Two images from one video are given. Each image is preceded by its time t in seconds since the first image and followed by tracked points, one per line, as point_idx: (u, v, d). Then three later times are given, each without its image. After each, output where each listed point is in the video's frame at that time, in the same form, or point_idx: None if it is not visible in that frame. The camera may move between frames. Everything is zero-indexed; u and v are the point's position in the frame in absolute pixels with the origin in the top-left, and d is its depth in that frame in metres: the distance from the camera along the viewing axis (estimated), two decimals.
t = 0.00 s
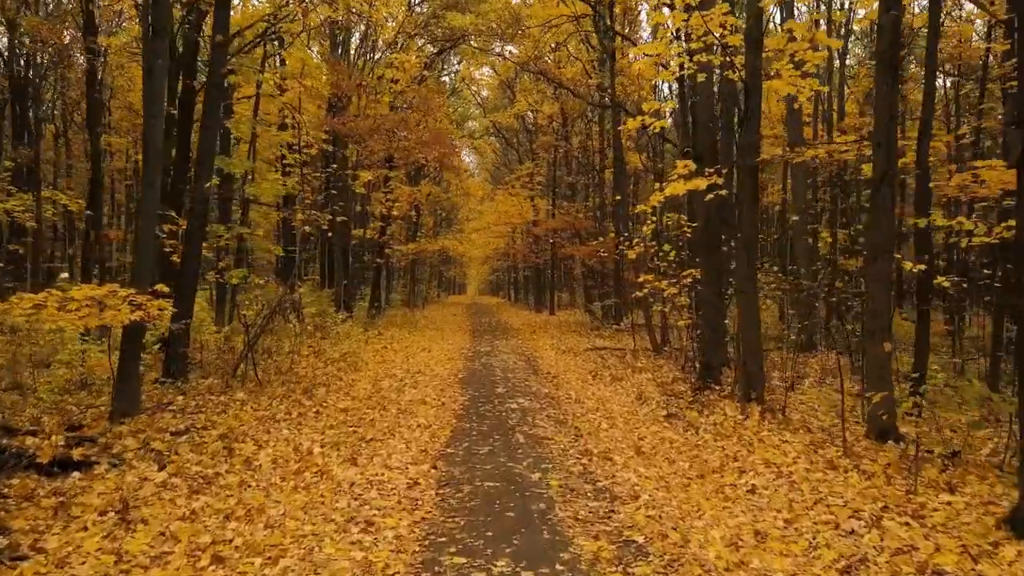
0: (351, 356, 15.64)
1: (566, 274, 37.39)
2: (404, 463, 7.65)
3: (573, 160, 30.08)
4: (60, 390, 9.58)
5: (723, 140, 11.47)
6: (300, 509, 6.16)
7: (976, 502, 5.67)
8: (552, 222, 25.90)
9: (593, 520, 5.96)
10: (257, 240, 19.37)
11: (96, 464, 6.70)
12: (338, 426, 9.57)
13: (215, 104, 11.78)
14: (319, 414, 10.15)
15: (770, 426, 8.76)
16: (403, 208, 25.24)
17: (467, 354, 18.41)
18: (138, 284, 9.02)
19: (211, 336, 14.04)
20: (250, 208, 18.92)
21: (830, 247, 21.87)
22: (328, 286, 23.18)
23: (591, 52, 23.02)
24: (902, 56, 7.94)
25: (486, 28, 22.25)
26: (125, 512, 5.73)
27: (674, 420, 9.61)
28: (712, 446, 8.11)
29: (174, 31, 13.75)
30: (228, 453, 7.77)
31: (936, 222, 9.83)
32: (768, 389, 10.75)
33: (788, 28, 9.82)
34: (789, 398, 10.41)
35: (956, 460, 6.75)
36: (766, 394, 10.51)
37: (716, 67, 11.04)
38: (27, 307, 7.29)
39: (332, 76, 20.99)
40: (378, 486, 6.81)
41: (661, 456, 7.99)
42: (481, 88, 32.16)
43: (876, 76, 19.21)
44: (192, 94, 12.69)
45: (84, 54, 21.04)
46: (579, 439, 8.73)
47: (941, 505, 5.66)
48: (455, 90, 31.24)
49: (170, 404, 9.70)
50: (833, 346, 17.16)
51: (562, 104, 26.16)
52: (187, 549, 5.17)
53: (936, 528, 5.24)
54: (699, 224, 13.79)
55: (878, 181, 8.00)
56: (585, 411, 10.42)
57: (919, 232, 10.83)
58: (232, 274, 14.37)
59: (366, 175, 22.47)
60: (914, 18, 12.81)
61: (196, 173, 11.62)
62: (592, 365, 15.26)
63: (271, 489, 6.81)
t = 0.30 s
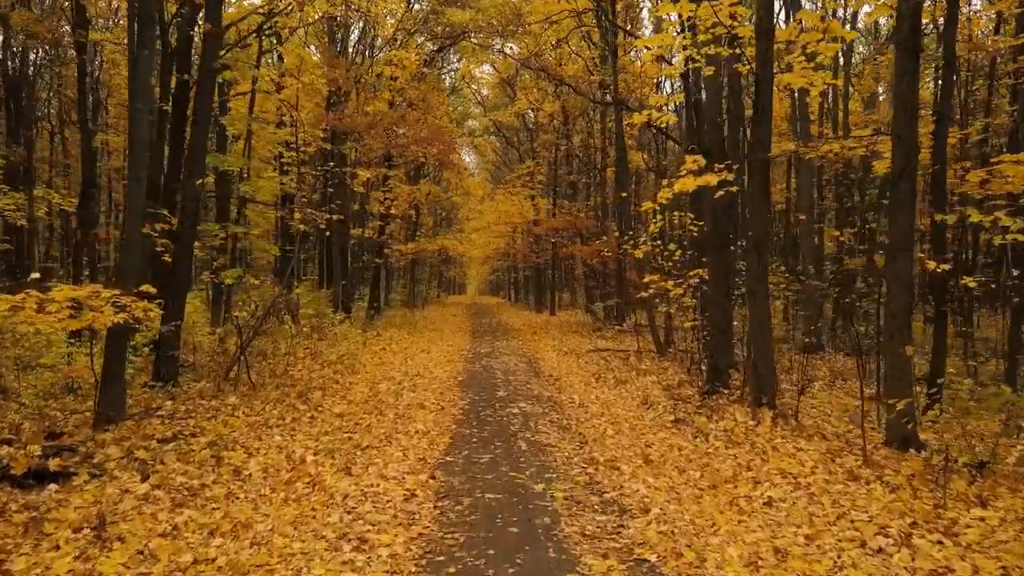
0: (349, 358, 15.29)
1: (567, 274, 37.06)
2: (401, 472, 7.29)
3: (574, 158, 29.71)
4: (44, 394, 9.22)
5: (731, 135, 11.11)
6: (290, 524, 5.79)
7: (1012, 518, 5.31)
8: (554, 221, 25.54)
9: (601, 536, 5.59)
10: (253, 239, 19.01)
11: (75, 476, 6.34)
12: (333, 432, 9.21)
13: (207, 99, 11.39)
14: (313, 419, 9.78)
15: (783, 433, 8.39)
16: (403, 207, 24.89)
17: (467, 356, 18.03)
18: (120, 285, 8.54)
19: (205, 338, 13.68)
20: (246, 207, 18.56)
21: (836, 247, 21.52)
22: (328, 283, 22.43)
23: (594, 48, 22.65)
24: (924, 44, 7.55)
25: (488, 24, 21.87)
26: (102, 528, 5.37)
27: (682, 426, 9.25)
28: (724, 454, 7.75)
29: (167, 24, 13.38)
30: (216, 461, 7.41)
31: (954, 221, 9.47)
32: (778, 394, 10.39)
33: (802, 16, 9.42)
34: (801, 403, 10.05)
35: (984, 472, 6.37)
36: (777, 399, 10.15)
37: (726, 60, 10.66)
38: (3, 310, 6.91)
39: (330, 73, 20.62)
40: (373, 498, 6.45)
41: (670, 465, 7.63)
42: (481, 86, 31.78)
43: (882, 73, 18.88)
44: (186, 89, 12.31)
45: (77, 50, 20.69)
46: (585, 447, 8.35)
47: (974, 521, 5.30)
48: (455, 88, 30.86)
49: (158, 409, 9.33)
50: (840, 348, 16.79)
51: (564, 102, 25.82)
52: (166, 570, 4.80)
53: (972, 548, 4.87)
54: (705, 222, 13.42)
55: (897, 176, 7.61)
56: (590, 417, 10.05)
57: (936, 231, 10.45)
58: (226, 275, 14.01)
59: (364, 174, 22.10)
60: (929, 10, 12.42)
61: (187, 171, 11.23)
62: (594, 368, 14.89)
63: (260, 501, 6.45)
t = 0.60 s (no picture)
0: (346, 360, 14.92)
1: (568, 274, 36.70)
2: (398, 483, 6.92)
3: (575, 157, 29.33)
4: (27, 399, 8.88)
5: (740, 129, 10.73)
6: (278, 541, 5.42)
7: None
8: (554, 220, 25.19)
9: (610, 555, 5.22)
10: (249, 239, 18.65)
11: (50, 488, 5.98)
12: (327, 438, 8.85)
13: (197, 92, 11.02)
14: (308, 425, 9.41)
15: (797, 440, 8.02)
16: (402, 206, 24.53)
17: (467, 358, 17.64)
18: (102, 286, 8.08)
19: (198, 340, 13.34)
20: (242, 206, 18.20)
21: (842, 246, 21.15)
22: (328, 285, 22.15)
23: (596, 45, 22.25)
24: (949, 31, 7.16)
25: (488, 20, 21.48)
26: (74, 546, 5.01)
27: (691, 432, 8.88)
28: (736, 463, 7.39)
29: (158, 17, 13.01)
30: (203, 471, 7.05)
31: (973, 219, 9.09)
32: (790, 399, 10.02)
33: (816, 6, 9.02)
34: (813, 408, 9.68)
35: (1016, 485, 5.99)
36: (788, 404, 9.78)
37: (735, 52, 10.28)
38: None
39: (328, 69, 20.22)
40: (367, 512, 6.08)
41: (680, 474, 7.27)
42: (482, 84, 31.39)
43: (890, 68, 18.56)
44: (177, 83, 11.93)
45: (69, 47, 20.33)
46: (590, 455, 7.99)
47: (1012, 540, 4.93)
48: (455, 86, 30.48)
49: (145, 415, 8.97)
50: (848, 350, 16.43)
51: (564, 100, 25.50)
52: None
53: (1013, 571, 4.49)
54: (712, 220, 13.05)
55: (919, 172, 7.23)
56: (594, 422, 9.69)
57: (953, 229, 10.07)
58: (220, 275, 13.65)
59: (362, 172, 21.72)
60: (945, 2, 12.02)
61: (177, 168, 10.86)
62: (597, 370, 14.53)
63: (248, 514, 6.08)
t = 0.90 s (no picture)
0: (343, 362, 14.55)
1: (568, 273, 36.37)
2: (393, 496, 6.54)
3: (577, 156, 29.00)
4: (8, 405, 8.55)
5: (750, 124, 10.35)
6: (267, 559, 5.06)
7: None
8: (556, 220, 24.83)
9: None
10: (244, 239, 18.29)
11: (24, 502, 5.65)
12: (320, 446, 8.47)
13: (187, 86, 10.64)
14: (301, 431, 9.03)
15: (814, 448, 7.64)
16: (400, 205, 24.17)
17: (466, 359, 17.26)
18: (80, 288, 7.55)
19: (190, 342, 12.98)
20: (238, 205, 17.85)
21: (850, 245, 20.78)
22: (325, 286, 21.82)
23: (598, 41, 21.91)
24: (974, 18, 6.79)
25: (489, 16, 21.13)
26: (42, 567, 4.65)
27: (701, 439, 8.50)
28: (750, 473, 7.02)
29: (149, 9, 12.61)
30: (188, 482, 6.68)
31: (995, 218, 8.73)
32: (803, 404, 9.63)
33: None
34: (827, 413, 9.30)
35: None
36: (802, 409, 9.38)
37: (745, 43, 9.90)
38: None
39: (326, 66, 19.85)
40: (361, 528, 5.69)
41: (692, 485, 6.88)
42: (482, 82, 31.02)
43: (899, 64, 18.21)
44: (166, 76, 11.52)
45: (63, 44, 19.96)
46: (596, 464, 7.63)
47: None
48: (455, 84, 30.13)
49: (131, 421, 8.60)
50: (855, 352, 16.12)
51: (566, 98, 25.14)
52: None
53: None
54: (719, 219, 12.66)
55: (943, 166, 6.85)
56: (599, 428, 9.32)
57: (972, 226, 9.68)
58: (213, 275, 13.30)
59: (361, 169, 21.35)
60: None
61: (166, 164, 10.49)
62: (600, 372, 14.16)
63: (233, 529, 5.70)
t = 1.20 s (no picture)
0: (339, 364, 14.16)
1: (569, 273, 36.02)
2: (388, 509, 6.15)
3: (578, 154, 28.63)
4: None
5: (760, 118, 9.98)
6: None
7: None
8: (557, 218, 24.44)
9: None
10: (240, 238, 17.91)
11: None
12: (314, 453, 8.09)
13: (176, 78, 10.21)
14: (293, 438, 8.65)
15: (832, 457, 7.26)
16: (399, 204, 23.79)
17: (466, 361, 16.85)
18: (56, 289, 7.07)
19: (181, 344, 12.60)
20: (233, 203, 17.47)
21: (857, 244, 20.39)
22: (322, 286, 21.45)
23: (601, 37, 21.52)
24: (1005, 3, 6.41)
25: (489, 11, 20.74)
26: None
27: (712, 447, 8.11)
28: (766, 484, 6.64)
29: None
30: (171, 494, 6.29)
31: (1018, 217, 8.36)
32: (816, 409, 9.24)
33: None
34: (842, 420, 8.92)
35: None
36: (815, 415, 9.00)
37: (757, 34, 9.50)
38: None
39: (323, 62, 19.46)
40: (354, 547, 5.30)
41: (704, 497, 6.51)
42: (482, 79, 30.63)
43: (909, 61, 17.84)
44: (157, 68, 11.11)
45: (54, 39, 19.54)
46: (602, 474, 7.25)
47: None
48: (454, 81, 29.74)
49: (115, 427, 8.22)
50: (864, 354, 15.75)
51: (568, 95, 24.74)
52: None
53: None
54: (727, 217, 12.28)
55: (972, 160, 6.46)
56: (604, 434, 8.95)
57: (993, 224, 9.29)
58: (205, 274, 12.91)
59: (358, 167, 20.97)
60: None
61: (154, 159, 10.04)
62: (604, 375, 13.78)
63: (216, 547, 5.31)
